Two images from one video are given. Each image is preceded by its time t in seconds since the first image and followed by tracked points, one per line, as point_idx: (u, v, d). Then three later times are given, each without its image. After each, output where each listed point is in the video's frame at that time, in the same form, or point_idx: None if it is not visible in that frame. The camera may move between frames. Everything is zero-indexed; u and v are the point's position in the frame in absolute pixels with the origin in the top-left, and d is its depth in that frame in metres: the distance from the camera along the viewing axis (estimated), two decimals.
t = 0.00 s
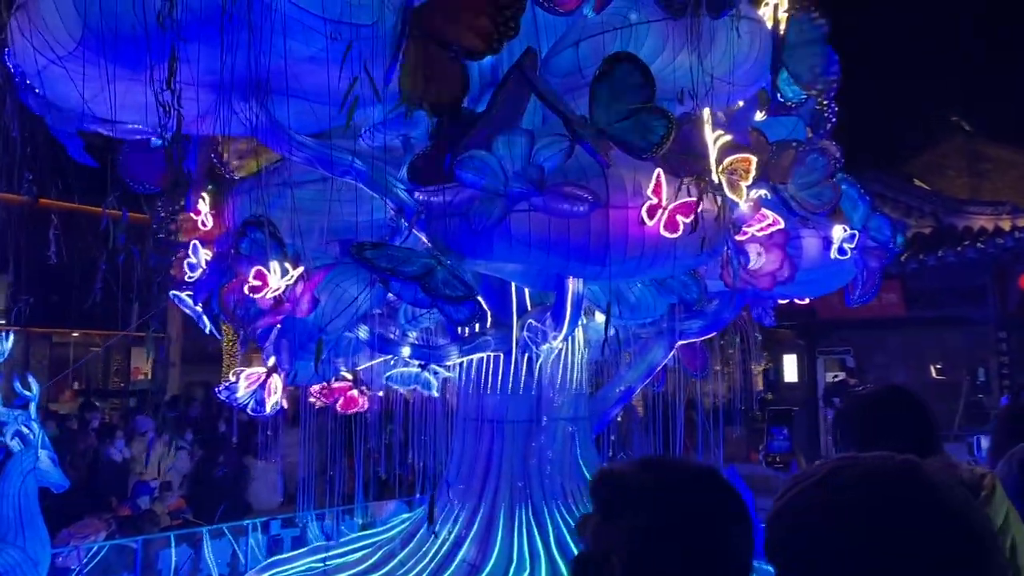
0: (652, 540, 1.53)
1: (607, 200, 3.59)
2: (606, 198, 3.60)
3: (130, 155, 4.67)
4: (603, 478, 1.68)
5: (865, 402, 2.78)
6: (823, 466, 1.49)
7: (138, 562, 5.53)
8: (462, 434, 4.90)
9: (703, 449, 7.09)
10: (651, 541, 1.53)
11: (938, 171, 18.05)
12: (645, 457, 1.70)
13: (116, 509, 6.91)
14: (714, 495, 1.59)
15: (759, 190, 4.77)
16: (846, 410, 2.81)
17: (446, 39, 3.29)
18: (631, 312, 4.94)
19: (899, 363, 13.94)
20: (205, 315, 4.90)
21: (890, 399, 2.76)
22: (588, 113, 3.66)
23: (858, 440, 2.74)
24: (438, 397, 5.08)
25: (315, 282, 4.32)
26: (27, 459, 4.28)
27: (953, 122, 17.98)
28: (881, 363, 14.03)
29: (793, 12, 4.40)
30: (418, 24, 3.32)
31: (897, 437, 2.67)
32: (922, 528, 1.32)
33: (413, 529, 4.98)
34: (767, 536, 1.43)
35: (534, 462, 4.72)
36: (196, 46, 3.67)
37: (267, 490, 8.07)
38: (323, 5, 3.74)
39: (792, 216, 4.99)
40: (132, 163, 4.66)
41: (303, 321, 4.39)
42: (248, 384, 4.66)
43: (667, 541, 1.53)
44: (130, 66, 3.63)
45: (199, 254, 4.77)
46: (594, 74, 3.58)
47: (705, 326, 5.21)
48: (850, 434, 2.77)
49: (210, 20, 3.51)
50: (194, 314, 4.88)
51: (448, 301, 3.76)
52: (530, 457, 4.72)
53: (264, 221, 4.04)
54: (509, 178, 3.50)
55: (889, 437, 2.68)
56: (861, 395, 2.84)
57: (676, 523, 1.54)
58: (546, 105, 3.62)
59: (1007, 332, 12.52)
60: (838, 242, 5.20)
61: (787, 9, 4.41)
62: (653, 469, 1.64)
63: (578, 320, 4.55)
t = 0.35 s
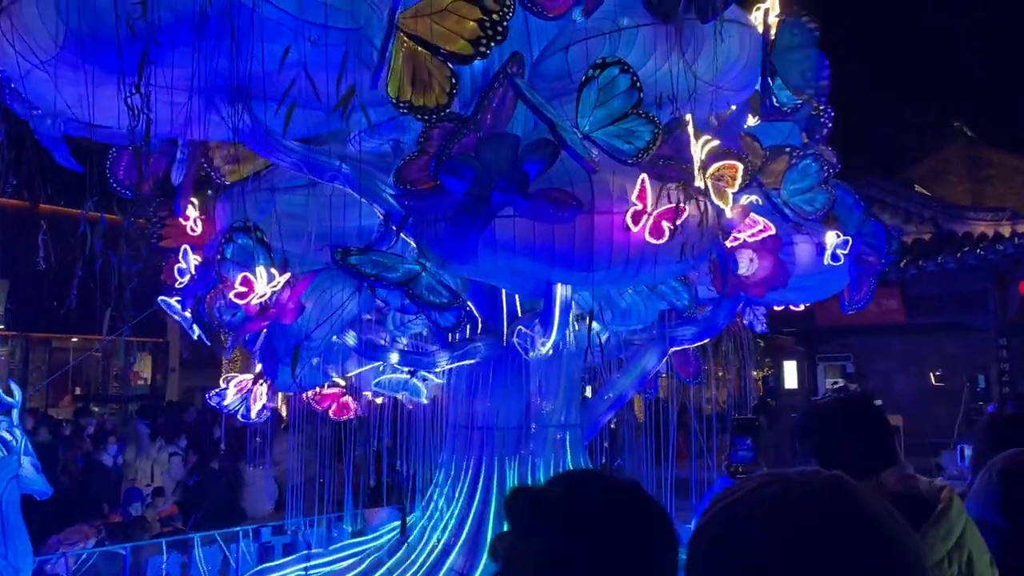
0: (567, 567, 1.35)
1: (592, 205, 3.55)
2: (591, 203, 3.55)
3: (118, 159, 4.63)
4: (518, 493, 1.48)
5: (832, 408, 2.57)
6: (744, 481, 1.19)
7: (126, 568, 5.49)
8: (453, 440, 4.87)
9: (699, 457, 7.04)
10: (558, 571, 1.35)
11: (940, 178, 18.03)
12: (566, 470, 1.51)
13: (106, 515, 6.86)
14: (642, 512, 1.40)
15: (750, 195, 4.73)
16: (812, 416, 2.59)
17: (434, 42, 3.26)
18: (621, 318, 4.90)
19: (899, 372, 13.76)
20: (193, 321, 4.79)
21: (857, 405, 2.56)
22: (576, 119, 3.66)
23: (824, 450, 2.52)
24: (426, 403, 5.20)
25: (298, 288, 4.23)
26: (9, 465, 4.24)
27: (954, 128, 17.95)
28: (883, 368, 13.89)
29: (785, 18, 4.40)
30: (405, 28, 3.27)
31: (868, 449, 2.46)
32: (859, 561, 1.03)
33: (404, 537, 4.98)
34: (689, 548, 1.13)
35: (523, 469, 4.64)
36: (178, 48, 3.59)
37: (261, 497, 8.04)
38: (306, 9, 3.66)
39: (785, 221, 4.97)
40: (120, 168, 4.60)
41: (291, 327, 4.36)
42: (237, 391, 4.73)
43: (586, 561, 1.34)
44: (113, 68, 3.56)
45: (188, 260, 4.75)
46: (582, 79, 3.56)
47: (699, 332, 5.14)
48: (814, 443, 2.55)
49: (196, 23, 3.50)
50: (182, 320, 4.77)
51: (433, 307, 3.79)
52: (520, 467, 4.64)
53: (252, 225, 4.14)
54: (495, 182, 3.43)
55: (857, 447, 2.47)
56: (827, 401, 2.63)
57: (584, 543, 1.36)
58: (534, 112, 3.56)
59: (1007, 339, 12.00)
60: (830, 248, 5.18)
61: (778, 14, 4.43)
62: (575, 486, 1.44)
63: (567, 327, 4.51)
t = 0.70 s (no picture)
0: (501, 566, 1.29)
1: (574, 213, 3.55)
2: (573, 211, 3.55)
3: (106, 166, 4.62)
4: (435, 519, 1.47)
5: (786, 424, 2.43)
6: (673, 498, 1.19)
7: None
8: (439, 448, 4.85)
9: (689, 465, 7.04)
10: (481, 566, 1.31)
11: (932, 186, 18.15)
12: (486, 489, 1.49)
13: (93, 523, 6.82)
14: (549, 510, 1.38)
15: (737, 203, 4.66)
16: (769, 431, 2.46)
17: (420, 51, 3.30)
18: (609, 326, 4.89)
19: (892, 379, 14.01)
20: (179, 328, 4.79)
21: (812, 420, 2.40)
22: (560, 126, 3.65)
23: (776, 463, 2.43)
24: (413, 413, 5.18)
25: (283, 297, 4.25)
26: None
27: (947, 137, 18.00)
28: (874, 377, 14.13)
29: (770, 25, 4.43)
30: (392, 36, 3.31)
31: (819, 467, 2.34)
32: None
33: (388, 545, 4.94)
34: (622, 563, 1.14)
35: (510, 474, 4.65)
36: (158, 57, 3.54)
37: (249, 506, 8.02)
38: (289, 16, 3.64)
39: (774, 230, 4.98)
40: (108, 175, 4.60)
41: (274, 334, 4.38)
42: (221, 399, 4.74)
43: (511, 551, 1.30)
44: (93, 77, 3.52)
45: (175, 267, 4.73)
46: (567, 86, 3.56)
47: (687, 340, 5.27)
48: (771, 455, 2.45)
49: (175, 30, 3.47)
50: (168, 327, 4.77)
51: (417, 315, 3.73)
52: (508, 476, 4.65)
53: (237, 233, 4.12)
54: (477, 190, 3.42)
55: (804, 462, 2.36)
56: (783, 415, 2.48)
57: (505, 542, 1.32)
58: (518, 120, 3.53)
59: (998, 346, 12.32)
60: (819, 256, 5.17)
61: (764, 21, 4.45)
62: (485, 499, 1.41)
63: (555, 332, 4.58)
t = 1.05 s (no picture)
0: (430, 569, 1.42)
1: (557, 218, 3.51)
2: (556, 215, 3.52)
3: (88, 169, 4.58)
4: (362, 528, 1.53)
5: (746, 431, 2.28)
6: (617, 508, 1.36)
7: None
8: (426, 454, 4.78)
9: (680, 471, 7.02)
10: None
11: (928, 193, 18.20)
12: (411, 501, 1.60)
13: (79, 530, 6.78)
14: (469, 521, 1.48)
15: (724, 207, 4.68)
16: (727, 438, 2.31)
17: (405, 53, 3.29)
18: (597, 331, 4.81)
19: (887, 387, 13.76)
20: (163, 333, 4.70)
21: (769, 428, 2.26)
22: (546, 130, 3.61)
23: (732, 471, 2.27)
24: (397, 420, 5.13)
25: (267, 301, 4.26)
26: None
27: (941, 143, 18.04)
28: (871, 383, 13.86)
29: (758, 29, 4.42)
30: (377, 38, 3.30)
31: (780, 476, 2.18)
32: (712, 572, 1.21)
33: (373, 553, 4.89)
34: (556, 567, 1.19)
35: (498, 479, 4.64)
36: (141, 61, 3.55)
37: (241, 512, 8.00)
38: (275, 19, 3.62)
39: (763, 234, 4.96)
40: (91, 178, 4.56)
41: (255, 339, 4.38)
42: (206, 405, 4.70)
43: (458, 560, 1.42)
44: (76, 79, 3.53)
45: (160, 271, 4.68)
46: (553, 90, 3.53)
47: (676, 345, 5.27)
48: (727, 463, 2.29)
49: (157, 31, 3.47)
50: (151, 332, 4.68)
51: (399, 320, 3.67)
52: (495, 482, 4.64)
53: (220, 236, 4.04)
54: (461, 195, 3.37)
55: (764, 471, 2.20)
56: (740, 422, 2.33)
57: (447, 557, 1.43)
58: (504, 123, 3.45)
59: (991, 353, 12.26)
60: (808, 262, 5.15)
61: (753, 24, 4.42)
62: (419, 511, 1.51)
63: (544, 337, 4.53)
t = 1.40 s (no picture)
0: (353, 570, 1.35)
1: (542, 218, 3.48)
2: (541, 215, 3.48)
3: (72, 170, 4.55)
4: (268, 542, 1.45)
5: (708, 435, 2.18)
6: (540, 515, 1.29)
7: None
8: (413, 457, 4.74)
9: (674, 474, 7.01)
10: None
11: (924, 196, 18.24)
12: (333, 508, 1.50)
13: (66, 534, 6.75)
14: (391, 520, 1.40)
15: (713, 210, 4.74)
16: (691, 442, 2.21)
17: (392, 53, 3.25)
18: (586, 334, 4.79)
19: (882, 390, 13.82)
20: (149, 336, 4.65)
21: (735, 427, 2.18)
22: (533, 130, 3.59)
23: (696, 476, 2.18)
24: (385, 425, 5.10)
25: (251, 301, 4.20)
26: None
27: (937, 146, 18.07)
28: (865, 388, 13.94)
29: (748, 30, 4.38)
30: (362, 38, 3.25)
31: (746, 480, 2.11)
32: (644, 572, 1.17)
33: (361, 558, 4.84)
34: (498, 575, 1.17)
35: (487, 483, 4.56)
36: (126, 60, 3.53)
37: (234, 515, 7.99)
38: (256, 16, 3.60)
39: (753, 236, 4.99)
40: (75, 179, 4.54)
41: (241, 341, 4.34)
42: (191, 408, 4.71)
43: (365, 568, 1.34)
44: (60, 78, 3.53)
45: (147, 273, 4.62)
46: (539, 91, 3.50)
47: (668, 347, 5.29)
48: (690, 469, 2.20)
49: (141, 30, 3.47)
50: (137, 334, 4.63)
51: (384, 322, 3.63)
52: (483, 487, 4.56)
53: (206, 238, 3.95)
54: (445, 195, 3.34)
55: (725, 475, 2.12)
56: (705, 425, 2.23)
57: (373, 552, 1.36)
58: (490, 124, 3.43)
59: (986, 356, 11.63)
60: (800, 263, 5.08)
61: (743, 25, 4.41)
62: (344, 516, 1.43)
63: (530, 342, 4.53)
